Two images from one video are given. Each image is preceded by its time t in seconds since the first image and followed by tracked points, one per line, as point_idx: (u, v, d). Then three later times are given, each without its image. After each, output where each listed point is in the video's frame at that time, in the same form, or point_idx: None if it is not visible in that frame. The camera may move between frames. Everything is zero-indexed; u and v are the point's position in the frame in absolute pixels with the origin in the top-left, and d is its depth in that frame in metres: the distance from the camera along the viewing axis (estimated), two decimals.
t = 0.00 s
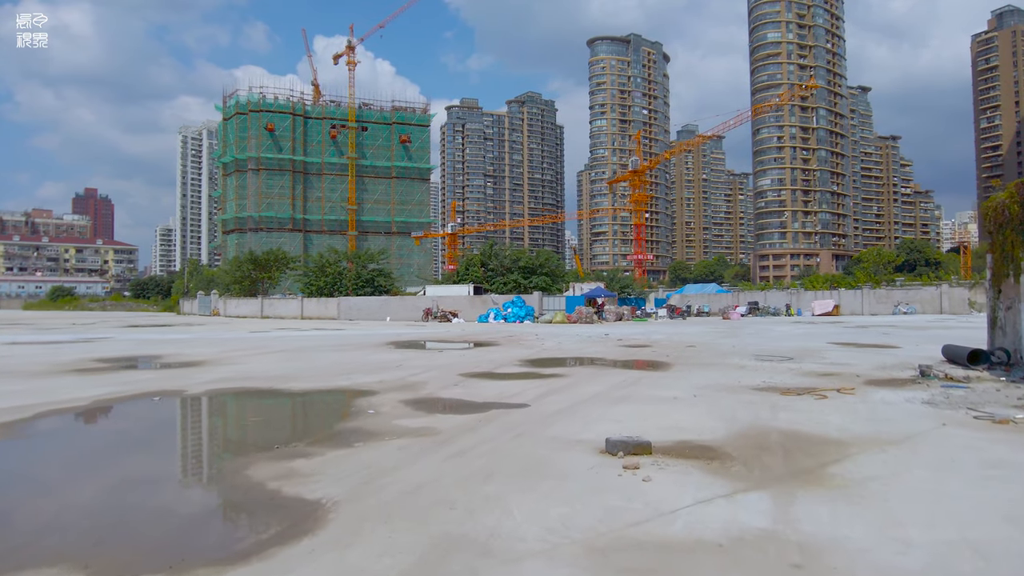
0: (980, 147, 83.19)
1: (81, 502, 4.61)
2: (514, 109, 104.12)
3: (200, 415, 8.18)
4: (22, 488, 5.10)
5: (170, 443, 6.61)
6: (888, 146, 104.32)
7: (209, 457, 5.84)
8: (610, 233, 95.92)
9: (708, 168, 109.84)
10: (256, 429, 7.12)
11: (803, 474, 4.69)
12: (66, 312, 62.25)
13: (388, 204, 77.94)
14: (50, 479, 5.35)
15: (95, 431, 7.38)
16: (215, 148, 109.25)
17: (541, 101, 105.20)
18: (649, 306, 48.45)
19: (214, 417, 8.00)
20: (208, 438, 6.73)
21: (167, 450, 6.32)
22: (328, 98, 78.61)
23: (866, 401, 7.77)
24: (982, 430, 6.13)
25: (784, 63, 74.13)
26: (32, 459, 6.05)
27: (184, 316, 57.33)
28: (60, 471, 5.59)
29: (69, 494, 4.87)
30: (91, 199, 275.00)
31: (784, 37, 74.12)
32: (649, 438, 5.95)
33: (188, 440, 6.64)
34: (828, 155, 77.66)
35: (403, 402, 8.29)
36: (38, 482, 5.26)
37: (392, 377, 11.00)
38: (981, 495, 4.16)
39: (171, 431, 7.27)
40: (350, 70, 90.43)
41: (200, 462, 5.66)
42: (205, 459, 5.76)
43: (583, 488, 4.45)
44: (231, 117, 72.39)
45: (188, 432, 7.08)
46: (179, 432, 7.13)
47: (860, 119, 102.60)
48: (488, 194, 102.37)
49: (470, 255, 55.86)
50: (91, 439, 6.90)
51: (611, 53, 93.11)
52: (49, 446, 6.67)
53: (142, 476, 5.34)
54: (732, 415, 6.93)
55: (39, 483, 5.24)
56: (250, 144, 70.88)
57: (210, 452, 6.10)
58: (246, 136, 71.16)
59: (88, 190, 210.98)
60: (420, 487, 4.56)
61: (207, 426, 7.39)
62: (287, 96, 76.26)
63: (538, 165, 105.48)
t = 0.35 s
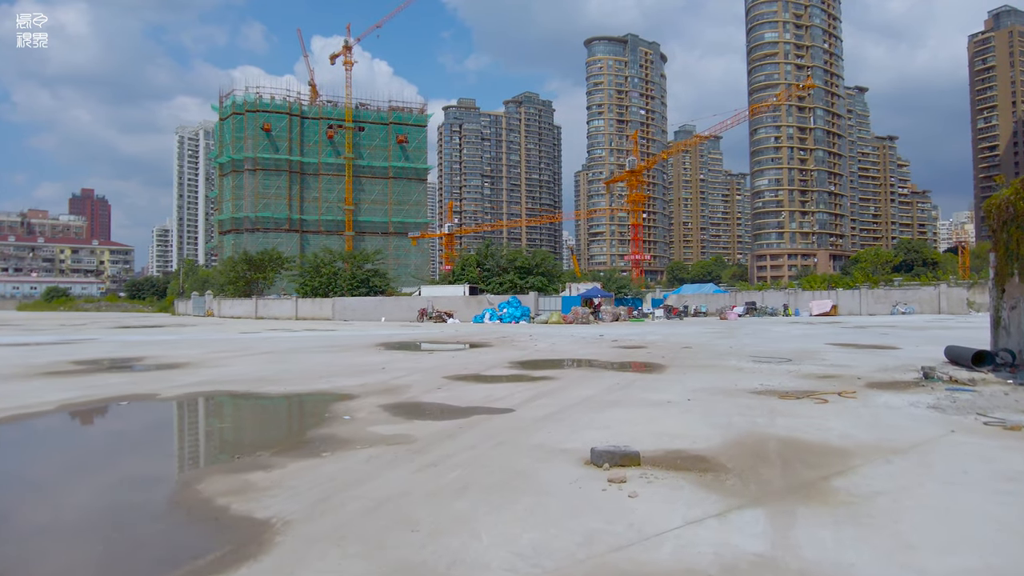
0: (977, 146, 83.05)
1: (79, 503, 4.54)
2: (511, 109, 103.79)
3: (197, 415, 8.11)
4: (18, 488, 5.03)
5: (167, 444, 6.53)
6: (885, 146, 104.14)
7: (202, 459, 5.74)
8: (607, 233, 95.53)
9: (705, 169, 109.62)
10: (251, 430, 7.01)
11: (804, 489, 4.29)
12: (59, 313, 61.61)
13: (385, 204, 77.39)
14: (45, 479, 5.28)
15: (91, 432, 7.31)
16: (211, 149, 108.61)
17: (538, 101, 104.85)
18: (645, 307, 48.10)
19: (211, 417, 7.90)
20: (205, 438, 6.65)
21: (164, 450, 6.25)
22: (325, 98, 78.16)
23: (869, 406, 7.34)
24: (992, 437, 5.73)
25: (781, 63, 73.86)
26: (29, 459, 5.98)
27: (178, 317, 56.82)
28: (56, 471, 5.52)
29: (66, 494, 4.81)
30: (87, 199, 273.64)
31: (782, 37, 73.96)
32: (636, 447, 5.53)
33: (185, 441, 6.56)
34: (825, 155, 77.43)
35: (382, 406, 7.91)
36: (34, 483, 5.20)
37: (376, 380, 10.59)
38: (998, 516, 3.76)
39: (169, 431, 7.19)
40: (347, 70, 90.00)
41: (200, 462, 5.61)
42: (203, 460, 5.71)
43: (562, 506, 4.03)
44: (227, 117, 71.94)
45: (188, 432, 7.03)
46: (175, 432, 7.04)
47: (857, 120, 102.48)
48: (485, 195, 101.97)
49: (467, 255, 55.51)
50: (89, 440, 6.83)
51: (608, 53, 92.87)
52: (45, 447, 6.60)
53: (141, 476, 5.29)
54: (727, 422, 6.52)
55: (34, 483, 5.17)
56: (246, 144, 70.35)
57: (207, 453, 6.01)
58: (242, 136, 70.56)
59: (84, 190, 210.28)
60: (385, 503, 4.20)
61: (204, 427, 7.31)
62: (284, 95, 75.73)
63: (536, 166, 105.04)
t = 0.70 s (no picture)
0: (970, 147, 83.03)
1: (72, 506, 4.53)
2: (506, 109, 103.33)
3: (191, 416, 8.08)
4: (10, 490, 5.03)
5: (160, 446, 6.51)
6: (880, 147, 104.12)
7: (189, 463, 5.67)
8: (602, 234, 95.19)
9: (700, 169, 109.44)
10: (240, 432, 6.94)
11: (799, 516, 3.86)
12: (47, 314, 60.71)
13: (379, 204, 76.75)
14: (37, 481, 5.30)
15: (84, 434, 7.28)
16: (204, 148, 107.74)
17: (534, 101, 104.40)
18: (640, 307, 47.75)
19: (204, 418, 7.91)
20: (197, 441, 6.62)
21: (157, 451, 6.25)
22: (320, 98, 77.46)
23: (869, 416, 6.88)
24: (1002, 451, 5.30)
25: (775, 63, 73.64)
26: (24, 459, 5.99)
27: (168, 317, 56.16)
28: (47, 474, 5.51)
29: (59, 496, 4.81)
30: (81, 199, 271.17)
31: (776, 37, 73.78)
32: (617, 464, 5.06)
33: (178, 443, 6.53)
34: (820, 155, 77.29)
35: (352, 416, 7.52)
36: (25, 485, 5.18)
37: (353, 386, 10.15)
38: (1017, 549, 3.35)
39: (163, 434, 7.17)
40: (341, 69, 89.30)
41: (193, 465, 5.60)
42: (196, 462, 5.71)
43: (532, 537, 3.60)
44: (221, 117, 71.29)
45: (187, 432, 7.05)
46: (169, 434, 7.03)
47: (851, 120, 102.41)
48: (480, 195, 101.48)
49: (460, 254, 55.00)
50: (83, 442, 6.83)
51: (603, 53, 92.51)
52: (40, 448, 6.61)
53: (134, 478, 5.27)
54: (714, 434, 6.10)
55: (25, 485, 5.15)
56: (240, 143, 69.76)
57: (196, 456, 5.96)
58: (236, 136, 70.01)
59: (76, 190, 208.50)
60: (334, 533, 3.80)
61: (197, 429, 7.29)
62: (277, 94, 74.96)
63: (531, 166, 104.59)
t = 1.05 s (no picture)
0: (962, 147, 83.18)
1: (58, 506, 4.42)
2: (499, 109, 102.82)
3: (180, 416, 7.94)
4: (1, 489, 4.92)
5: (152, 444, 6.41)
6: (872, 147, 104.31)
7: (164, 467, 5.44)
8: (596, 233, 94.86)
9: (694, 169, 109.37)
10: (219, 435, 6.69)
11: (792, 541, 3.44)
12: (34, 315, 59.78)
13: (372, 204, 76.12)
14: (24, 480, 5.17)
15: (73, 433, 7.14)
16: (196, 148, 106.72)
17: (527, 100, 103.87)
18: (632, 307, 47.46)
19: (196, 417, 7.78)
20: (190, 440, 6.50)
21: (151, 449, 6.16)
22: (312, 97, 76.81)
23: (866, 422, 6.46)
24: (1008, 463, 4.90)
25: (768, 63, 73.56)
26: (13, 458, 5.86)
27: (157, 318, 55.50)
28: (37, 472, 5.40)
29: (43, 497, 4.67)
30: (72, 198, 269.05)
31: (769, 37, 73.68)
32: (593, 478, 4.62)
33: (171, 442, 6.43)
34: (813, 155, 77.23)
35: (320, 423, 7.09)
36: (15, 484, 5.08)
37: (328, 390, 9.69)
38: None
39: (151, 433, 7.00)
40: (334, 68, 88.60)
41: (185, 466, 5.49)
42: (188, 463, 5.58)
43: (492, 569, 3.17)
44: (213, 116, 70.67)
45: (180, 432, 6.92)
46: (163, 432, 6.93)
47: (844, 120, 102.54)
48: (474, 194, 100.98)
49: (452, 254, 54.54)
50: (71, 441, 6.67)
51: (596, 53, 92.22)
52: (28, 446, 6.47)
53: (126, 478, 5.15)
54: (701, 444, 5.67)
55: (15, 484, 5.05)
56: (232, 142, 69.17)
57: (180, 458, 5.77)
58: (227, 135, 69.32)
59: (68, 190, 207.09)
60: (274, 560, 3.40)
61: (188, 428, 7.15)
62: (270, 93, 74.23)
63: (524, 165, 104.09)
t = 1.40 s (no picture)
0: (954, 149, 83.38)
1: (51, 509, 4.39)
2: (493, 109, 102.37)
3: (173, 418, 7.85)
4: None
5: (144, 446, 6.34)
6: (865, 148, 104.53)
7: (137, 473, 5.24)
8: (590, 234, 94.62)
9: (687, 170, 109.31)
10: (196, 440, 6.45)
11: (786, 569, 3.09)
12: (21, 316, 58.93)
13: (365, 204, 75.41)
14: (15, 483, 5.12)
15: (62, 435, 7.04)
16: (188, 147, 105.80)
17: (521, 101, 103.45)
18: (626, 307, 47.17)
19: (188, 419, 7.69)
20: (181, 441, 6.44)
21: (144, 451, 6.09)
22: (305, 97, 76.08)
23: (866, 429, 6.08)
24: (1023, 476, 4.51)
25: (761, 65, 73.46)
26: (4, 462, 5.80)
27: (145, 318, 54.83)
28: (29, 474, 5.35)
29: (33, 500, 4.63)
30: (62, 197, 266.23)
31: (762, 38, 73.55)
32: (572, 494, 4.23)
33: (164, 443, 6.37)
34: (806, 156, 77.23)
35: (289, 430, 6.70)
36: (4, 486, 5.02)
37: (304, 395, 9.26)
38: None
39: (143, 435, 6.93)
40: (327, 67, 87.93)
41: (173, 468, 5.39)
42: (182, 464, 5.53)
43: None
44: (205, 115, 69.97)
45: (168, 434, 6.80)
46: (154, 434, 6.86)
47: (837, 121, 102.73)
48: (467, 195, 100.46)
49: (444, 254, 54.07)
50: (63, 443, 6.60)
51: (590, 53, 91.99)
52: (20, 448, 6.41)
53: (116, 481, 5.09)
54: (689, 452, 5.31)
55: (8, 486, 5.01)
56: (224, 142, 68.51)
57: (160, 462, 5.62)
58: (220, 135, 68.73)
59: (60, 190, 204.99)
60: None
61: (182, 429, 7.09)
62: (262, 93, 73.48)
63: (518, 166, 103.72)
